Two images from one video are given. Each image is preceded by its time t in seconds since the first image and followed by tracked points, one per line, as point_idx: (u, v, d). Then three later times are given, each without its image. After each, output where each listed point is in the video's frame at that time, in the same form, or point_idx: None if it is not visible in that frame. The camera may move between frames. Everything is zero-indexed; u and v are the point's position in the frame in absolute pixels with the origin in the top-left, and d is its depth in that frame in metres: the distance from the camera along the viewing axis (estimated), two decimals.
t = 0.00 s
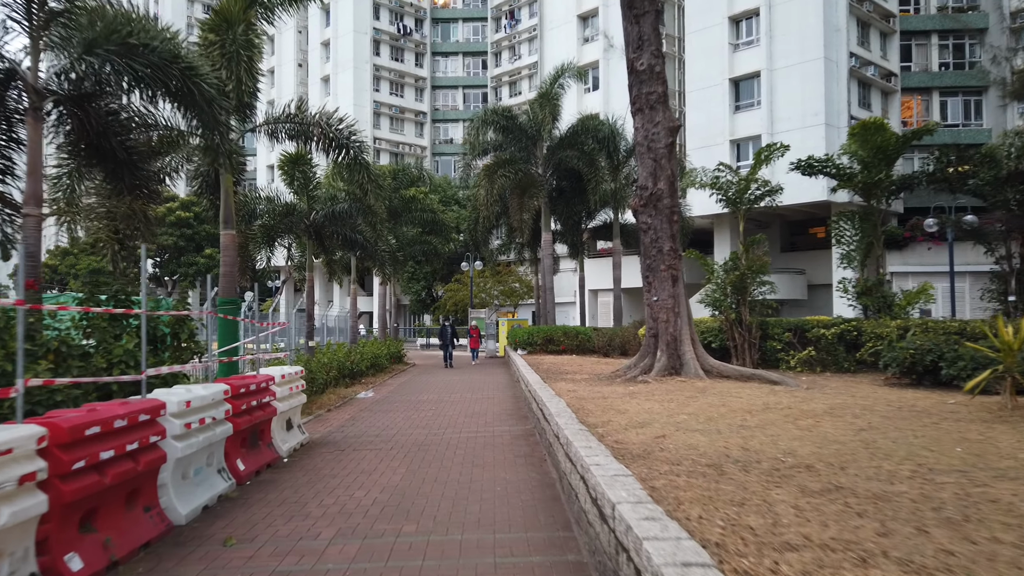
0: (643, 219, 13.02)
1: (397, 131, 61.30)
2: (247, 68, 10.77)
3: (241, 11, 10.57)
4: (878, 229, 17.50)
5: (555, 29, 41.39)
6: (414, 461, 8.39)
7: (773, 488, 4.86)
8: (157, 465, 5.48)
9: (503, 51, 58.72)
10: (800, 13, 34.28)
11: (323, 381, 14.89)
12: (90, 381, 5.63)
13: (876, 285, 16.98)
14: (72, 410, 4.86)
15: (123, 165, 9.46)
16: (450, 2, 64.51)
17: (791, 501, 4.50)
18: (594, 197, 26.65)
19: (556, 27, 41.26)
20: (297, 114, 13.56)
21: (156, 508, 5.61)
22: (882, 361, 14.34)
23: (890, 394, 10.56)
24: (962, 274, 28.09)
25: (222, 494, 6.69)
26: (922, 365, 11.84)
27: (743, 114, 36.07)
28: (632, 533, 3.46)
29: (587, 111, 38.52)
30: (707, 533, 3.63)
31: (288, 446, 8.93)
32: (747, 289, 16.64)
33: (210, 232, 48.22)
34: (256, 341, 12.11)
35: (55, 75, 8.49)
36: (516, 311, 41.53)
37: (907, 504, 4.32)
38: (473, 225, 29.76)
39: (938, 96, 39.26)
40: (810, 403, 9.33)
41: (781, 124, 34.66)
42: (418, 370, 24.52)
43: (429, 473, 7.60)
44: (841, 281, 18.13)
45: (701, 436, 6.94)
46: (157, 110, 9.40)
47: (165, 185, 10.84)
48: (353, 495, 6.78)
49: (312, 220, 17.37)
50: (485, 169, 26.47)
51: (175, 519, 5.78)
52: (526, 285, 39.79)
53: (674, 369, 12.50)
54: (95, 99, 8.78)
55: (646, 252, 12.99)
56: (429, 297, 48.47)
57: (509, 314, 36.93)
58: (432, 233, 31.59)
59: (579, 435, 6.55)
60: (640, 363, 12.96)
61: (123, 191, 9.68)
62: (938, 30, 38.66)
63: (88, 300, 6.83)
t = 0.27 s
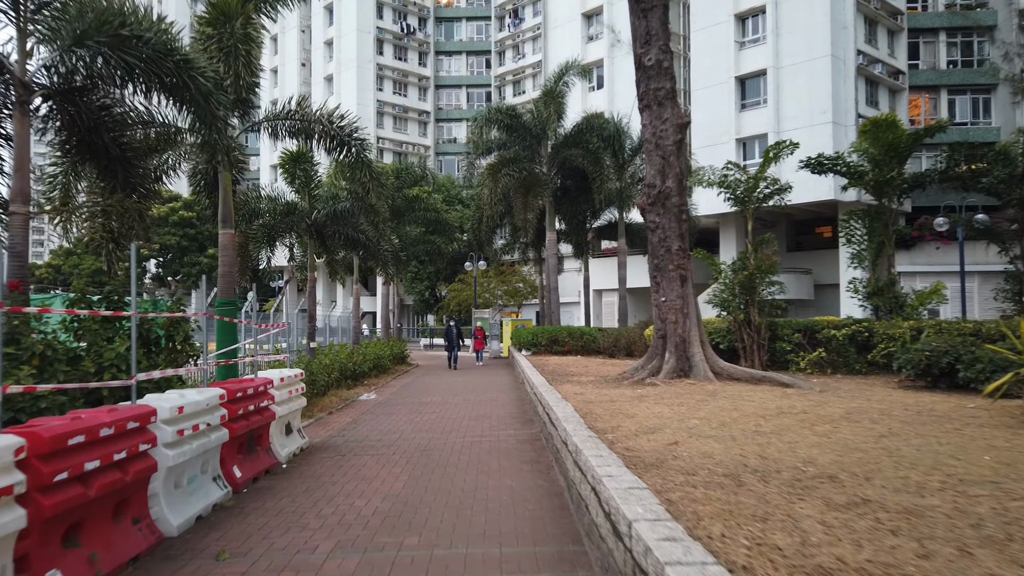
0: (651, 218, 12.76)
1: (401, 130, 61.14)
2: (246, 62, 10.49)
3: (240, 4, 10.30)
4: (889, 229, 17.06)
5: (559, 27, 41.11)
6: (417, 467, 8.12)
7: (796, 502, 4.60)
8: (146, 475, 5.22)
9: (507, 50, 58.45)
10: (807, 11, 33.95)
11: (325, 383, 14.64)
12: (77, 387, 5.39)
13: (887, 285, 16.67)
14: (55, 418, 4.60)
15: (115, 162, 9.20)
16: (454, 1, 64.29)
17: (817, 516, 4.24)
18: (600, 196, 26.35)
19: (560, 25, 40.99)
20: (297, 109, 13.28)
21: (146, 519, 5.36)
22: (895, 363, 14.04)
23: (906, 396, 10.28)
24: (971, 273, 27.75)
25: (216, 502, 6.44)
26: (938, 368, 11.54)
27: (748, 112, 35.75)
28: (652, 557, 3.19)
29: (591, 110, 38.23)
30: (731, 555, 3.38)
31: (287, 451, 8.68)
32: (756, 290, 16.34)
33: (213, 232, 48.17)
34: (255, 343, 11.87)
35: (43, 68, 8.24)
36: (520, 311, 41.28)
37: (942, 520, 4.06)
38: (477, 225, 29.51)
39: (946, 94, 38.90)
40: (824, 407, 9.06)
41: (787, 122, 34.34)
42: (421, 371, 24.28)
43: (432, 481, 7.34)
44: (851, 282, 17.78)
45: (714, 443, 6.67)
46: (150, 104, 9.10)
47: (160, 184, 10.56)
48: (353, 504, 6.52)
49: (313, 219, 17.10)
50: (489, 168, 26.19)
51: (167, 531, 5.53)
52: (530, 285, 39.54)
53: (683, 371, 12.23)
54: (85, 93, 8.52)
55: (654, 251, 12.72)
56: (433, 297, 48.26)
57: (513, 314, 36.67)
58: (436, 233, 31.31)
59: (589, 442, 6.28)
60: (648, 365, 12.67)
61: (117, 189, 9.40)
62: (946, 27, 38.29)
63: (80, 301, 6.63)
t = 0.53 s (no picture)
0: (661, 215, 12.43)
1: (405, 129, 60.93)
2: (245, 53, 10.18)
3: None
4: (904, 227, 16.61)
5: (564, 25, 40.79)
6: (421, 473, 7.80)
7: (832, 516, 4.27)
8: (134, 485, 4.92)
9: (511, 48, 58.21)
10: (815, 8, 33.55)
11: (327, 384, 14.36)
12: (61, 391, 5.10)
13: (902, 285, 16.29)
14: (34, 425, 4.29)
15: (107, 154, 8.90)
16: None
17: (857, 533, 3.90)
18: (606, 195, 26.00)
19: (565, 23, 40.68)
20: (298, 103, 13.00)
21: (134, 532, 5.05)
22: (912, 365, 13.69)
23: (928, 400, 9.93)
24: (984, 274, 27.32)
25: (211, 512, 6.14)
26: (959, 370, 11.18)
27: (756, 110, 35.36)
28: None
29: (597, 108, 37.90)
30: None
31: (287, 456, 8.38)
32: (768, 289, 15.98)
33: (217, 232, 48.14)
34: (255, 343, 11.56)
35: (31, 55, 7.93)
36: (525, 311, 40.94)
37: (996, 539, 3.72)
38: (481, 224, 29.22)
39: (956, 92, 38.45)
40: (845, 411, 8.72)
41: (796, 120, 33.94)
42: (426, 372, 24.01)
43: (437, 489, 7.02)
44: (864, 281, 17.39)
45: (734, 449, 6.34)
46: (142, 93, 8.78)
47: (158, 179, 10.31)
48: (354, 514, 6.21)
49: (316, 217, 16.79)
50: (494, 167, 25.87)
51: (157, 543, 5.23)
52: (535, 285, 39.23)
53: (695, 373, 11.89)
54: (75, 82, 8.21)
55: (664, 250, 12.39)
56: (437, 297, 47.98)
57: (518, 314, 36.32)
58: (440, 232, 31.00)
59: (602, 448, 5.95)
60: (659, 367, 12.34)
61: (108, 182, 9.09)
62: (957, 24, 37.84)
63: (69, 300, 6.34)
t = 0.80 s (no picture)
0: (666, 213, 12.15)
1: (406, 129, 60.75)
2: (237, 45, 9.94)
3: None
4: (912, 226, 16.26)
5: (566, 23, 40.54)
6: (419, 479, 7.54)
7: (857, 532, 3.99)
8: (112, 496, 4.64)
9: (513, 47, 58.00)
10: (820, 5, 33.24)
11: (326, 385, 14.08)
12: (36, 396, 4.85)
13: (912, 284, 15.97)
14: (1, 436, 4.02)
15: (93, 149, 8.62)
16: None
17: (888, 552, 3.62)
18: (609, 194, 25.67)
19: (567, 21, 40.42)
20: (294, 99, 12.76)
21: (114, 546, 4.78)
22: (923, 367, 13.39)
23: (942, 403, 9.63)
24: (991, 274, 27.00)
25: (198, 522, 5.88)
26: (972, 372, 10.88)
27: (760, 109, 35.05)
28: None
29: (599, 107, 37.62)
30: None
31: (281, 462, 8.12)
32: (774, 289, 15.70)
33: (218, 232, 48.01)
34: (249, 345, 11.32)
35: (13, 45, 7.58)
36: (526, 311, 40.70)
37: None
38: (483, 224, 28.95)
39: (961, 90, 38.11)
40: (857, 415, 8.44)
41: (799, 119, 33.64)
42: (427, 373, 23.76)
43: (434, 498, 6.75)
44: (872, 281, 17.08)
45: (747, 456, 6.05)
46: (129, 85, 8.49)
47: (149, 175, 10.06)
48: (347, 523, 5.95)
49: (313, 216, 16.52)
50: (496, 165, 25.60)
51: (139, 556, 4.97)
52: (536, 285, 39.00)
53: (701, 375, 11.61)
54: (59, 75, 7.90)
55: (670, 249, 12.10)
56: (439, 297, 47.76)
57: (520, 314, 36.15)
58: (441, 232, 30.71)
59: (608, 456, 5.67)
60: (664, 369, 12.08)
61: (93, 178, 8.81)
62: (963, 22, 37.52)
63: (52, 301, 6.14)
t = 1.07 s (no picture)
0: (670, 209, 11.79)
1: (406, 127, 60.42)
2: (225, 31, 9.60)
3: None
4: (922, 222, 15.87)
5: (567, 20, 40.19)
6: (416, 486, 7.17)
7: (892, 550, 3.62)
8: (78, 509, 4.28)
9: (513, 45, 57.67)
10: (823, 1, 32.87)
11: (322, 385, 13.73)
12: None
13: (922, 282, 15.59)
14: None
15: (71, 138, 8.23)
16: None
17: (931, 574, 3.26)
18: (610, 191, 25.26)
19: (567, 18, 40.08)
20: (288, 90, 12.39)
21: (84, 559, 4.43)
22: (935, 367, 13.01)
23: (960, 404, 9.26)
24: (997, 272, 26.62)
25: (179, 533, 5.53)
26: (988, 372, 10.51)
27: (762, 106, 34.70)
28: None
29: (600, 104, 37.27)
30: None
31: (272, 467, 7.77)
32: (781, 288, 15.32)
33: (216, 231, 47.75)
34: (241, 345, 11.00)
35: None
36: (527, 311, 40.36)
37: None
38: (483, 222, 28.60)
39: (966, 87, 37.77)
40: (874, 417, 8.08)
41: (803, 116, 33.28)
42: (426, 373, 23.45)
43: (431, 507, 6.38)
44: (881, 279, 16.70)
45: (763, 463, 5.68)
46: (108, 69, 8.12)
47: (134, 167, 9.70)
48: (339, 535, 5.59)
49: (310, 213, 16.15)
50: (496, 163, 25.19)
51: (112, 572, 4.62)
52: (537, 284, 38.67)
53: (707, 376, 11.26)
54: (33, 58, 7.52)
55: (675, 245, 11.74)
56: (439, 296, 47.44)
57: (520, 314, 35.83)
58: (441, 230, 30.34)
59: (615, 463, 5.31)
60: (669, 369, 11.72)
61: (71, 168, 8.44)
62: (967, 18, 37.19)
63: (26, 297, 5.79)
